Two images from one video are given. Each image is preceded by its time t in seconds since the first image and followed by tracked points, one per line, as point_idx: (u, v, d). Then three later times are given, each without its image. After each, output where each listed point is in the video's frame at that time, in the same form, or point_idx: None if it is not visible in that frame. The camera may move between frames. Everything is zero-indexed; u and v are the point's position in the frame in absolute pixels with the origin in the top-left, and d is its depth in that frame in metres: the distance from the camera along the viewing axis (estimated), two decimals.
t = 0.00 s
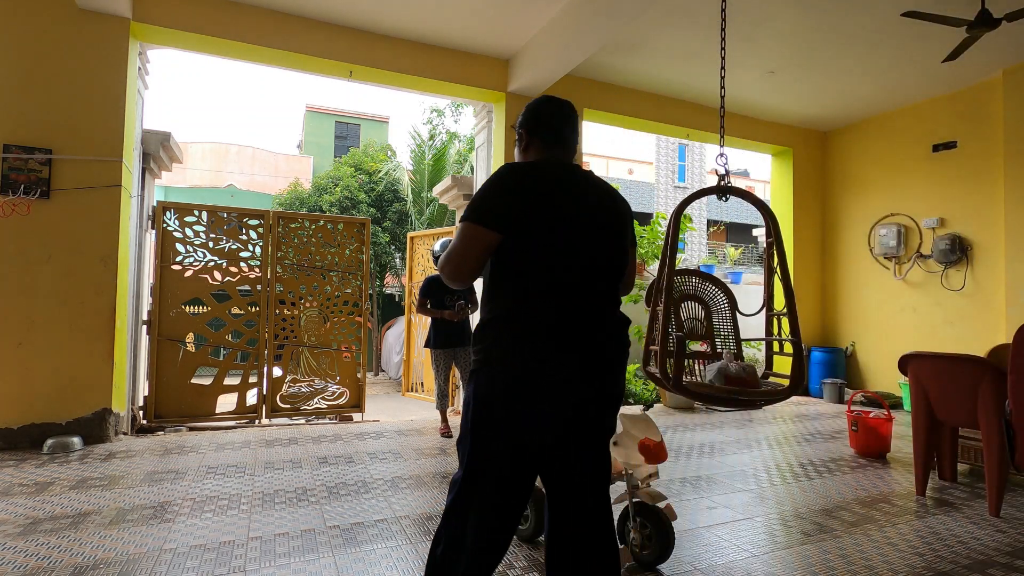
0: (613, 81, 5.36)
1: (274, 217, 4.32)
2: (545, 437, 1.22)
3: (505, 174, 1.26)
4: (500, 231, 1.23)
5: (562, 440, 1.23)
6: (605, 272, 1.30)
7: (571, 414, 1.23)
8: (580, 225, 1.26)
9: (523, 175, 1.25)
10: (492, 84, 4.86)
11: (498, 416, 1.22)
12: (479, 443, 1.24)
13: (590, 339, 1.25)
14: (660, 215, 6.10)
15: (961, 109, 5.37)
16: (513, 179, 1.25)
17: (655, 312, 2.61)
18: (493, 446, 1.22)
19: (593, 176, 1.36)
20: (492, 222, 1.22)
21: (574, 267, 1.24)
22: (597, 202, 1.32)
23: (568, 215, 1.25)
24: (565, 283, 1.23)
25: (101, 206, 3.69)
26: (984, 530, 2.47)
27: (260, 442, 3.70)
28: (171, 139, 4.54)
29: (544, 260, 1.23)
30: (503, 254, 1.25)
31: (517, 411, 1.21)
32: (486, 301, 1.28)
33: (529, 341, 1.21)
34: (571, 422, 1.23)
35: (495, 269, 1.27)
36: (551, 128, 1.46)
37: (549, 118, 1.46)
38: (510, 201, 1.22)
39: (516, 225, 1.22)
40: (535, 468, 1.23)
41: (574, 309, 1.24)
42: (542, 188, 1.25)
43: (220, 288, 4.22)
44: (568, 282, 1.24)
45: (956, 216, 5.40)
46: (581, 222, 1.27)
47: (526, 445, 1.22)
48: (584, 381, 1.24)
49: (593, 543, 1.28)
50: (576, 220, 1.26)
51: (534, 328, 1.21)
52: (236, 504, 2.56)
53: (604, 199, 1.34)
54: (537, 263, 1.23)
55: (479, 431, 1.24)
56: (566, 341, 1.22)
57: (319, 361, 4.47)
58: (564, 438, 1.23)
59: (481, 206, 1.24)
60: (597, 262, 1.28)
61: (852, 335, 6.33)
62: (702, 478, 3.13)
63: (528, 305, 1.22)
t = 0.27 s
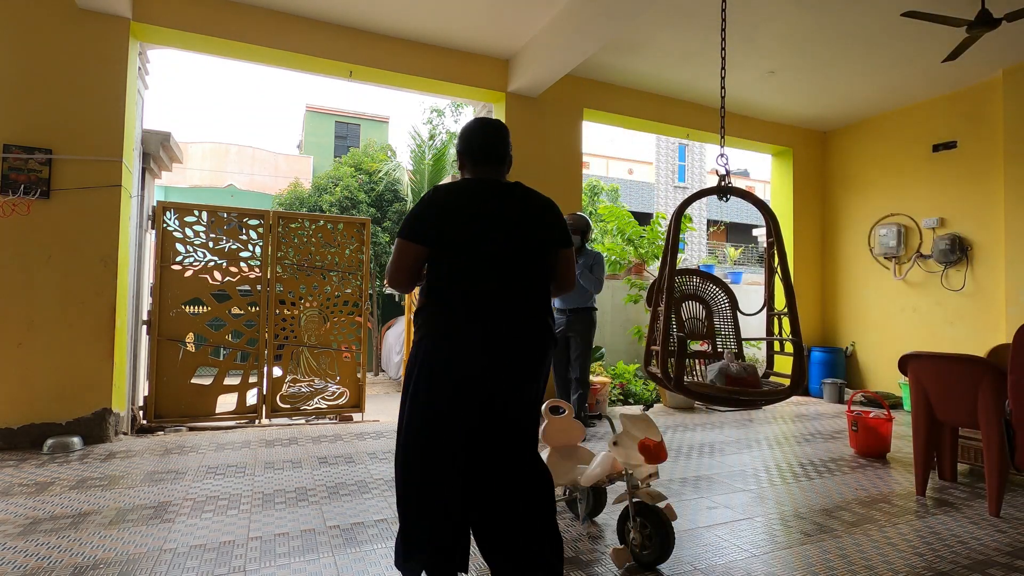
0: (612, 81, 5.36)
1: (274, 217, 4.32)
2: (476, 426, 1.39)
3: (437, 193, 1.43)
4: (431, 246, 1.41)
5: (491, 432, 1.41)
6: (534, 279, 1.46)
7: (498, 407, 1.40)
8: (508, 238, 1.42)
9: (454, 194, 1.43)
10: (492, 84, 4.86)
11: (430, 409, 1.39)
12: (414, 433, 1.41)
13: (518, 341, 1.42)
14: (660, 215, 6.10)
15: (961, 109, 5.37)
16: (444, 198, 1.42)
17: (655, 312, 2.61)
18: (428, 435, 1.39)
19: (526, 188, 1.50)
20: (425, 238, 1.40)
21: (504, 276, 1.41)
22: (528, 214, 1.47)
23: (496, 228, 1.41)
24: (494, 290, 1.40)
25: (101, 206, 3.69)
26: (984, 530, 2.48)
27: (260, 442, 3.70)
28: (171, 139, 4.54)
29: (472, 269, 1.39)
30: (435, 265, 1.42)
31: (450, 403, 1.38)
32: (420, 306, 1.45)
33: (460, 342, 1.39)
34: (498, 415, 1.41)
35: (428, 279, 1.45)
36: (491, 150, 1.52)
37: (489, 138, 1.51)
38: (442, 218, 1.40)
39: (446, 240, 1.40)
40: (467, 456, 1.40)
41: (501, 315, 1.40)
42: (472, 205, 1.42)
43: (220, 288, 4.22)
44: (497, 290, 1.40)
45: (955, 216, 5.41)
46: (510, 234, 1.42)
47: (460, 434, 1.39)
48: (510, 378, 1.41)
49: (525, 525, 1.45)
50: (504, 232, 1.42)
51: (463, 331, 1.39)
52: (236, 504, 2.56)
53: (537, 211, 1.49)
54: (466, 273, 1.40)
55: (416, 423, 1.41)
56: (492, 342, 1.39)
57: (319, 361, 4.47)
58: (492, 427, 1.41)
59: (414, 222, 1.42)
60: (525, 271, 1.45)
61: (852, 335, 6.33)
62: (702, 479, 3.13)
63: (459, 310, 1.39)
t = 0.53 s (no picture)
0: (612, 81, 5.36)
1: (274, 217, 4.32)
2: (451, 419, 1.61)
3: (420, 209, 1.62)
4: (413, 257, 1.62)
5: (464, 425, 1.62)
6: (505, 288, 1.67)
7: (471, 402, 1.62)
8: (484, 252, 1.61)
9: (434, 212, 1.62)
10: (492, 84, 4.86)
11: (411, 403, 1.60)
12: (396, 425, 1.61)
13: (490, 343, 1.63)
14: (660, 215, 6.10)
15: (961, 109, 5.37)
16: (425, 215, 1.61)
17: (656, 312, 2.61)
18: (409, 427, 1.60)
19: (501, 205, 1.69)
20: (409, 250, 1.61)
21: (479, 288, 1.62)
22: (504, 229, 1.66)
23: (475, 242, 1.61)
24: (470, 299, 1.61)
25: (101, 206, 3.69)
26: (984, 530, 2.47)
27: (260, 442, 3.70)
28: (171, 139, 4.54)
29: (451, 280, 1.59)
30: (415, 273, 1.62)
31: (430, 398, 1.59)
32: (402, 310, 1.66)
33: (439, 346, 1.59)
34: (471, 410, 1.62)
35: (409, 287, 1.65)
36: (469, 172, 1.70)
37: (464, 159, 1.70)
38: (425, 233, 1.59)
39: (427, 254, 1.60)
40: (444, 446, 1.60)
41: (476, 321, 1.61)
42: (451, 221, 1.61)
43: (220, 288, 4.22)
44: (473, 300, 1.61)
45: (956, 216, 5.40)
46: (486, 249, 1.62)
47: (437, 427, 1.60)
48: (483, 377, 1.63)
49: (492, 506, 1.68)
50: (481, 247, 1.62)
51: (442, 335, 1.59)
52: (236, 504, 2.56)
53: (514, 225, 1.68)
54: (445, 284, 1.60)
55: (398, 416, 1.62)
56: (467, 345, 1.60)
57: (319, 361, 4.47)
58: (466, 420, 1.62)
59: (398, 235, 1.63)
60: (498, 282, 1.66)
61: (852, 335, 6.33)
62: (702, 478, 3.13)
63: (439, 317, 1.60)
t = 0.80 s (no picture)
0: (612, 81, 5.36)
1: (274, 217, 4.32)
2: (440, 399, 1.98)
3: (418, 222, 1.98)
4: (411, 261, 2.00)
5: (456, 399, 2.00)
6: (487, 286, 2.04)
7: (458, 385, 1.99)
8: (472, 258, 1.99)
9: (429, 225, 1.98)
10: (492, 84, 4.86)
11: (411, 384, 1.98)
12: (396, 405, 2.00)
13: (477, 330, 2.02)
14: (660, 215, 6.10)
15: (961, 109, 5.37)
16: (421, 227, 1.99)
17: (656, 312, 2.61)
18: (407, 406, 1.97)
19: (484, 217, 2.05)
20: (407, 256, 1.98)
21: (468, 288, 1.99)
22: (491, 240, 2.03)
23: (465, 251, 1.98)
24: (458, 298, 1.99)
25: (101, 206, 3.69)
26: (984, 530, 2.47)
27: (260, 442, 3.70)
28: (171, 139, 4.54)
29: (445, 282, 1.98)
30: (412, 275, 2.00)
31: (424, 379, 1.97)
32: (402, 308, 2.02)
33: (436, 340, 1.96)
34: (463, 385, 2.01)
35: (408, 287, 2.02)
36: (458, 190, 2.05)
37: (457, 174, 2.05)
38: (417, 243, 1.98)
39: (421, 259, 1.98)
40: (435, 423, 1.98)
41: (465, 314, 2.00)
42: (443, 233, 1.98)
43: (220, 288, 4.22)
44: (465, 301, 1.99)
45: (955, 216, 5.41)
46: (475, 258, 1.99)
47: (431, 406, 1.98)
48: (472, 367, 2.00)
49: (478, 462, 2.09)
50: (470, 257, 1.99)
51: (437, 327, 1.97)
52: (236, 504, 2.56)
53: (498, 238, 2.04)
54: (440, 287, 1.98)
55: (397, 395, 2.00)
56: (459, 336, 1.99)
57: (319, 361, 4.46)
58: (458, 401, 2.00)
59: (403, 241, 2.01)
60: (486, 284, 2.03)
61: (852, 335, 6.33)
62: (702, 478, 3.13)
63: (435, 313, 1.98)
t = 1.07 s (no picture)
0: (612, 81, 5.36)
1: (274, 217, 4.32)
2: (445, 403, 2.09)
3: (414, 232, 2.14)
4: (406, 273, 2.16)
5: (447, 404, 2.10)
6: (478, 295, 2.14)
7: (460, 388, 2.08)
8: (462, 266, 2.10)
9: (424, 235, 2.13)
10: (492, 84, 4.86)
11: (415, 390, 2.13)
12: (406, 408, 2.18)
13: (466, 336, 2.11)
14: (660, 215, 6.10)
15: (961, 109, 5.37)
16: (412, 241, 2.14)
17: (656, 312, 2.61)
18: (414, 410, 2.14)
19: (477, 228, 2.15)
20: (402, 267, 2.16)
21: (462, 294, 2.10)
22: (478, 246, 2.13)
23: (454, 260, 2.09)
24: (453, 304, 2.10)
25: (101, 206, 3.69)
26: (984, 530, 2.47)
27: (260, 442, 3.70)
28: (171, 139, 4.54)
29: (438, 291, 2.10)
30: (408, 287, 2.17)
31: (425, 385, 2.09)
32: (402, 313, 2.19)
33: (432, 345, 2.08)
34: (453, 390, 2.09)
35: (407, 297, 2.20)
36: (451, 202, 2.15)
37: (452, 188, 2.14)
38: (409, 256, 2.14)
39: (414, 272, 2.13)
40: (441, 425, 2.09)
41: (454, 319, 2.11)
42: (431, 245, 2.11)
43: (220, 288, 4.22)
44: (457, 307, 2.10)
45: (955, 216, 5.41)
46: (465, 265, 2.10)
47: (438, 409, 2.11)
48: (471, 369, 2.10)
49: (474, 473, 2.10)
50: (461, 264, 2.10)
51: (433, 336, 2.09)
52: (236, 504, 2.56)
53: (488, 242, 2.14)
54: (434, 295, 2.10)
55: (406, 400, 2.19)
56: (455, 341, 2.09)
57: (319, 361, 4.46)
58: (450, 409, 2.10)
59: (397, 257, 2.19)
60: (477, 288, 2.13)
61: (852, 335, 6.33)
62: (702, 478, 3.13)
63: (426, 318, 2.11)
